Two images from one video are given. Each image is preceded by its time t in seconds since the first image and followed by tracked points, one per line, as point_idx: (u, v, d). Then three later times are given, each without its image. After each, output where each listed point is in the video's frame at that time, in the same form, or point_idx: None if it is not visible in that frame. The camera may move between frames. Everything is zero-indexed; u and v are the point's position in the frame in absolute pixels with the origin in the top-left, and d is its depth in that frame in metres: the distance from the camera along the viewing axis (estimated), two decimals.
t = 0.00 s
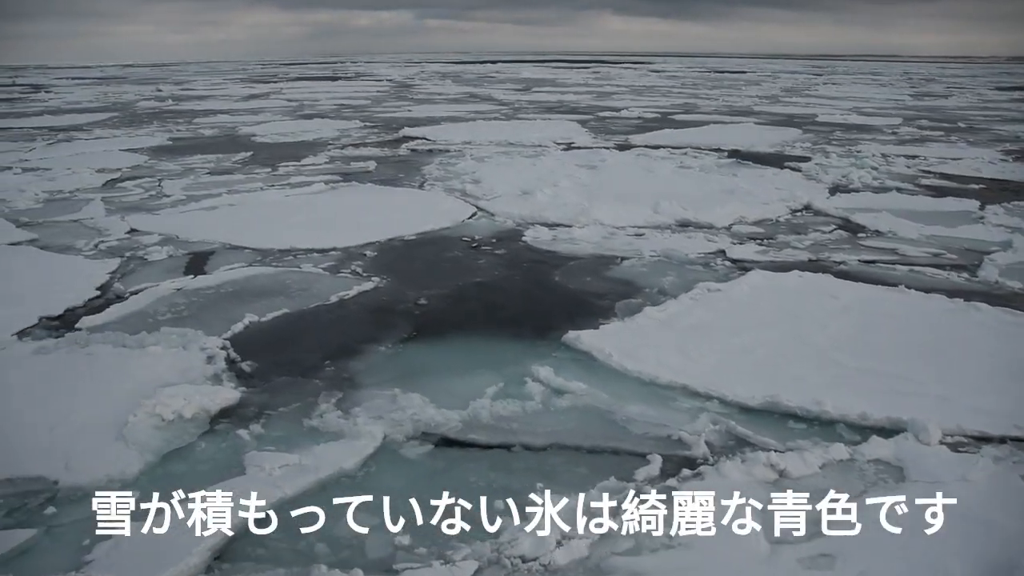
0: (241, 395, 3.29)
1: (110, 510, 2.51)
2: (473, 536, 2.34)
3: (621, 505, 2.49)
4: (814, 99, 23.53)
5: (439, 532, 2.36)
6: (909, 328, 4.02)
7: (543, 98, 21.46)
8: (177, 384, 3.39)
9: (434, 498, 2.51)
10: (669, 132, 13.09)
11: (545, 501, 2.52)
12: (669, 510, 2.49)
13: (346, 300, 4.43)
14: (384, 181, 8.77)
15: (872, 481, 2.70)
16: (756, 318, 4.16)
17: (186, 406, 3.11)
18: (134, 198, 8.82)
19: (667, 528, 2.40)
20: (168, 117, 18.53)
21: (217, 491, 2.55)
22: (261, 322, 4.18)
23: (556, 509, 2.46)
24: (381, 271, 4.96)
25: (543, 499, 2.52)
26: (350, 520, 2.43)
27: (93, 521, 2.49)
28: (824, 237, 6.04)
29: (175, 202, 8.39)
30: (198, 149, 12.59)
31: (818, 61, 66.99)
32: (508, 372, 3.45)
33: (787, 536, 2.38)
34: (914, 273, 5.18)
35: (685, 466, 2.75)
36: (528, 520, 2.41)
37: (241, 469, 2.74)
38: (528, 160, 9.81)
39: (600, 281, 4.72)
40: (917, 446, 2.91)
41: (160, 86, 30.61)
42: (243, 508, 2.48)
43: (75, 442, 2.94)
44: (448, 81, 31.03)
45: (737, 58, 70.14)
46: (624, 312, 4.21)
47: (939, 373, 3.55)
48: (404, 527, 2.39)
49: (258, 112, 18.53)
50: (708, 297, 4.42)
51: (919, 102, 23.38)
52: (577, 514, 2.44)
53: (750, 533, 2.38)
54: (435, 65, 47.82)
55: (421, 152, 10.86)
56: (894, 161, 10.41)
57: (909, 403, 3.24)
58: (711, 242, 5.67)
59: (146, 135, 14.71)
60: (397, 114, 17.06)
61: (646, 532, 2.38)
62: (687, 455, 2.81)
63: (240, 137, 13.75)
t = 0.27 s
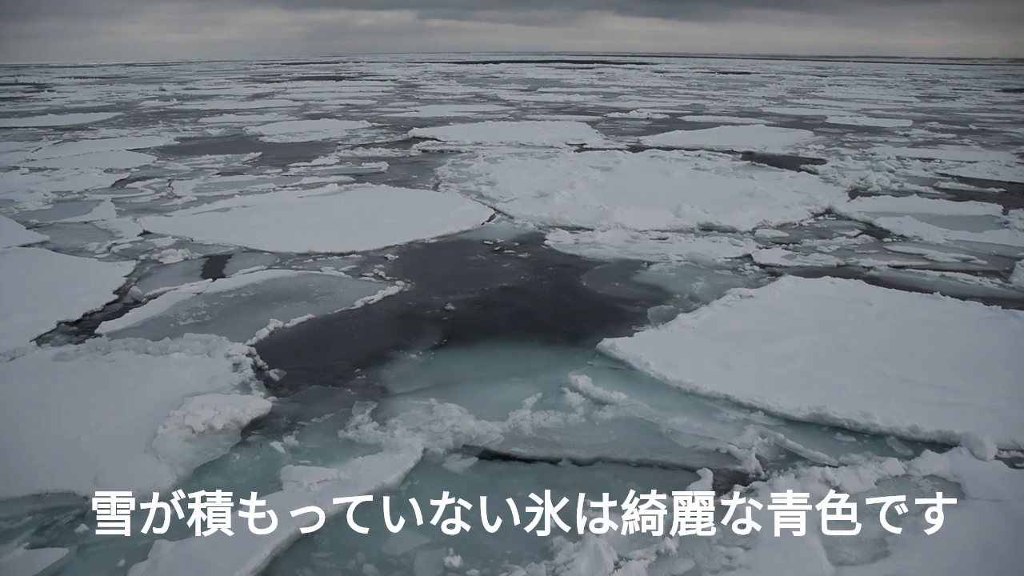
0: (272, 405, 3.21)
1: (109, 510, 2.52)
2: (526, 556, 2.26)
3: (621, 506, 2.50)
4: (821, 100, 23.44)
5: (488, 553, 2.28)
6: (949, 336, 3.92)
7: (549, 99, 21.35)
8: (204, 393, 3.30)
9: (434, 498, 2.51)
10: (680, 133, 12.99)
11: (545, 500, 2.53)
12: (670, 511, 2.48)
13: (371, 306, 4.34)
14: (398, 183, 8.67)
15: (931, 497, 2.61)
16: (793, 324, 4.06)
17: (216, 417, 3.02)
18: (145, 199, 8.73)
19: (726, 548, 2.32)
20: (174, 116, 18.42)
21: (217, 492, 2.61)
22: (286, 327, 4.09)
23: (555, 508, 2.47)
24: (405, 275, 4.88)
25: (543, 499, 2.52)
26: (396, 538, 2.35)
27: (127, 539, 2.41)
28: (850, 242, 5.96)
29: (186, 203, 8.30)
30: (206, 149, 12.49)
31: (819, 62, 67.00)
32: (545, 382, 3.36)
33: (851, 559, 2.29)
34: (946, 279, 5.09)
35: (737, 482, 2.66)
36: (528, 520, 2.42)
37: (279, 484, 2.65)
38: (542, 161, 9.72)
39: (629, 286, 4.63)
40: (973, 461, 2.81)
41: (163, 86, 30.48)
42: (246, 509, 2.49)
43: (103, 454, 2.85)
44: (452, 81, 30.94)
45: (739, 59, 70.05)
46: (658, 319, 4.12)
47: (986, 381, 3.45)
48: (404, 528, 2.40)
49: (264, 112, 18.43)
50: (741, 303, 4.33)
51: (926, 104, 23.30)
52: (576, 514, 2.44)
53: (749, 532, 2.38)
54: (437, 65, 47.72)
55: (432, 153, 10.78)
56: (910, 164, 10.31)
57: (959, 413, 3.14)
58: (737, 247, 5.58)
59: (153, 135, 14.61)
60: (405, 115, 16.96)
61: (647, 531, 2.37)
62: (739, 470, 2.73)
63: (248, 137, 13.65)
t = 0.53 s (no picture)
0: (305, 415, 3.12)
1: (110, 510, 2.52)
2: None
3: (621, 505, 2.51)
4: (827, 100, 23.34)
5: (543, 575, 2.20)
6: (990, 343, 3.84)
7: (556, 99, 21.24)
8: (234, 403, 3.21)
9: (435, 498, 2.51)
10: (692, 134, 12.90)
11: (545, 500, 2.53)
12: (670, 511, 2.49)
13: (397, 311, 4.25)
14: (412, 184, 8.58)
15: (994, 513, 2.52)
16: (829, 332, 3.98)
17: (249, 428, 2.93)
18: (155, 200, 8.64)
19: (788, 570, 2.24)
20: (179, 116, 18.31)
21: (217, 491, 2.62)
22: (312, 333, 4.01)
23: (555, 509, 2.48)
24: (428, 279, 4.79)
25: (543, 499, 2.53)
26: (448, 559, 2.27)
27: (165, 559, 2.33)
28: (876, 245, 5.87)
29: (198, 205, 8.21)
30: (214, 149, 12.40)
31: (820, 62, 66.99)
32: (584, 392, 3.28)
33: None
34: (979, 284, 5.00)
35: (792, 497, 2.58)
36: (529, 520, 2.43)
37: (319, 501, 2.56)
38: (555, 162, 9.63)
39: (659, 291, 4.55)
40: None
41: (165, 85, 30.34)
42: (246, 509, 2.53)
43: (135, 469, 2.75)
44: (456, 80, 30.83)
45: (740, 59, 70.01)
46: (692, 325, 4.04)
47: None
48: (404, 527, 2.40)
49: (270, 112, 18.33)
50: (775, 309, 4.25)
51: (932, 104, 23.23)
52: (577, 514, 2.46)
53: (750, 532, 2.39)
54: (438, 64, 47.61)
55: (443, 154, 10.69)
56: (926, 166, 10.22)
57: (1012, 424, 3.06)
58: (763, 251, 5.49)
59: (159, 135, 14.50)
60: (412, 115, 16.86)
61: (647, 531, 2.38)
62: (793, 485, 2.65)
63: (255, 137, 13.55)
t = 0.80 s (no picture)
0: (341, 426, 3.04)
1: (109, 510, 2.50)
2: None
3: (621, 506, 2.51)
4: (835, 100, 23.23)
5: None
6: None
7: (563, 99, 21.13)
8: (266, 414, 3.12)
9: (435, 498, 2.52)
10: (703, 134, 12.80)
11: (545, 501, 2.54)
12: (670, 511, 2.50)
13: (425, 317, 4.16)
14: (426, 185, 8.49)
15: None
16: (869, 340, 3.89)
17: (285, 441, 2.85)
18: (167, 201, 8.55)
19: None
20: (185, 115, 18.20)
21: (217, 491, 2.60)
22: (340, 340, 3.92)
23: (555, 509, 2.49)
24: (453, 283, 4.71)
25: (543, 499, 2.54)
26: None
27: None
28: (902, 249, 5.78)
29: (210, 206, 8.12)
30: (223, 149, 12.31)
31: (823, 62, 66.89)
32: (626, 402, 3.20)
33: None
34: (1013, 289, 4.91)
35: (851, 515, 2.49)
36: (529, 521, 2.44)
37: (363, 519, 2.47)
38: (569, 163, 9.53)
39: (690, 297, 4.46)
40: None
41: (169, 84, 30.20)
42: (245, 510, 2.52)
43: (169, 484, 2.66)
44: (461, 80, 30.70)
45: (742, 58, 69.94)
46: (727, 333, 3.95)
47: None
48: (404, 528, 2.40)
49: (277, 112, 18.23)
50: (810, 316, 4.16)
51: (939, 104, 23.13)
52: (577, 514, 2.46)
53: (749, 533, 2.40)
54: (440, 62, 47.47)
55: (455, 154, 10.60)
56: (942, 167, 10.12)
57: None
58: (790, 254, 5.41)
59: (166, 135, 14.39)
60: (420, 114, 16.75)
61: (647, 532, 2.40)
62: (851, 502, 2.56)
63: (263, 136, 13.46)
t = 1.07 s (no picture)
0: (379, 438, 2.96)
1: (110, 510, 2.51)
2: None
3: (621, 506, 2.51)
4: (842, 100, 23.12)
5: None
6: None
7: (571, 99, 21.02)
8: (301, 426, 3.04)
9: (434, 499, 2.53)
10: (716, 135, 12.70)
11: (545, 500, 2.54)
12: (670, 510, 2.50)
13: (454, 323, 4.08)
14: (440, 186, 8.40)
15: None
16: (909, 348, 3.80)
17: (324, 455, 2.77)
18: (179, 203, 8.46)
19: None
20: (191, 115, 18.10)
21: (218, 490, 2.60)
22: (369, 347, 3.84)
23: (555, 509, 2.49)
24: (479, 287, 4.63)
25: (543, 498, 2.54)
26: None
27: None
28: (931, 253, 5.69)
29: (223, 207, 8.04)
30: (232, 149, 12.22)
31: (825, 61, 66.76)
32: (670, 414, 3.11)
33: None
34: None
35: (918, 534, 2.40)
36: (528, 520, 2.44)
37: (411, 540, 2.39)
38: (584, 164, 9.44)
39: (724, 302, 4.38)
40: None
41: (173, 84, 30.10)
42: (246, 509, 2.52)
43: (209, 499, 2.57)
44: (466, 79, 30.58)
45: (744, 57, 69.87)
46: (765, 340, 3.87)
47: None
48: (403, 529, 2.43)
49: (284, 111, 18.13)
50: (846, 323, 4.08)
51: (947, 104, 23.03)
52: (577, 514, 2.47)
53: (750, 533, 2.39)
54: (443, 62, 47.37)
55: (467, 155, 10.51)
56: (959, 169, 10.03)
57: None
58: (818, 258, 5.32)
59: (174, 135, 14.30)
60: (429, 114, 16.64)
61: (647, 532, 2.40)
62: (913, 520, 2.48)
63: (272, 137, 13.37)
